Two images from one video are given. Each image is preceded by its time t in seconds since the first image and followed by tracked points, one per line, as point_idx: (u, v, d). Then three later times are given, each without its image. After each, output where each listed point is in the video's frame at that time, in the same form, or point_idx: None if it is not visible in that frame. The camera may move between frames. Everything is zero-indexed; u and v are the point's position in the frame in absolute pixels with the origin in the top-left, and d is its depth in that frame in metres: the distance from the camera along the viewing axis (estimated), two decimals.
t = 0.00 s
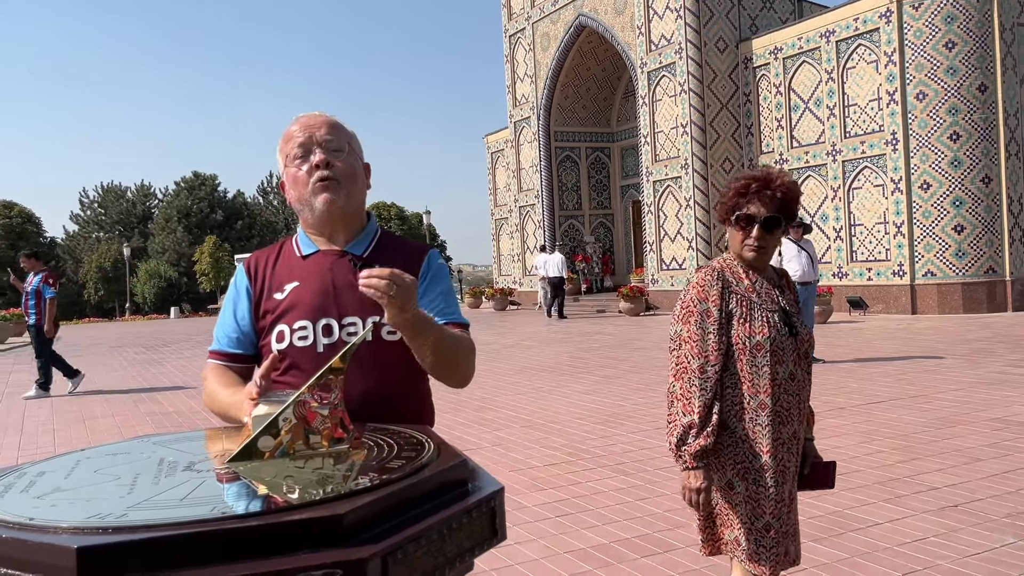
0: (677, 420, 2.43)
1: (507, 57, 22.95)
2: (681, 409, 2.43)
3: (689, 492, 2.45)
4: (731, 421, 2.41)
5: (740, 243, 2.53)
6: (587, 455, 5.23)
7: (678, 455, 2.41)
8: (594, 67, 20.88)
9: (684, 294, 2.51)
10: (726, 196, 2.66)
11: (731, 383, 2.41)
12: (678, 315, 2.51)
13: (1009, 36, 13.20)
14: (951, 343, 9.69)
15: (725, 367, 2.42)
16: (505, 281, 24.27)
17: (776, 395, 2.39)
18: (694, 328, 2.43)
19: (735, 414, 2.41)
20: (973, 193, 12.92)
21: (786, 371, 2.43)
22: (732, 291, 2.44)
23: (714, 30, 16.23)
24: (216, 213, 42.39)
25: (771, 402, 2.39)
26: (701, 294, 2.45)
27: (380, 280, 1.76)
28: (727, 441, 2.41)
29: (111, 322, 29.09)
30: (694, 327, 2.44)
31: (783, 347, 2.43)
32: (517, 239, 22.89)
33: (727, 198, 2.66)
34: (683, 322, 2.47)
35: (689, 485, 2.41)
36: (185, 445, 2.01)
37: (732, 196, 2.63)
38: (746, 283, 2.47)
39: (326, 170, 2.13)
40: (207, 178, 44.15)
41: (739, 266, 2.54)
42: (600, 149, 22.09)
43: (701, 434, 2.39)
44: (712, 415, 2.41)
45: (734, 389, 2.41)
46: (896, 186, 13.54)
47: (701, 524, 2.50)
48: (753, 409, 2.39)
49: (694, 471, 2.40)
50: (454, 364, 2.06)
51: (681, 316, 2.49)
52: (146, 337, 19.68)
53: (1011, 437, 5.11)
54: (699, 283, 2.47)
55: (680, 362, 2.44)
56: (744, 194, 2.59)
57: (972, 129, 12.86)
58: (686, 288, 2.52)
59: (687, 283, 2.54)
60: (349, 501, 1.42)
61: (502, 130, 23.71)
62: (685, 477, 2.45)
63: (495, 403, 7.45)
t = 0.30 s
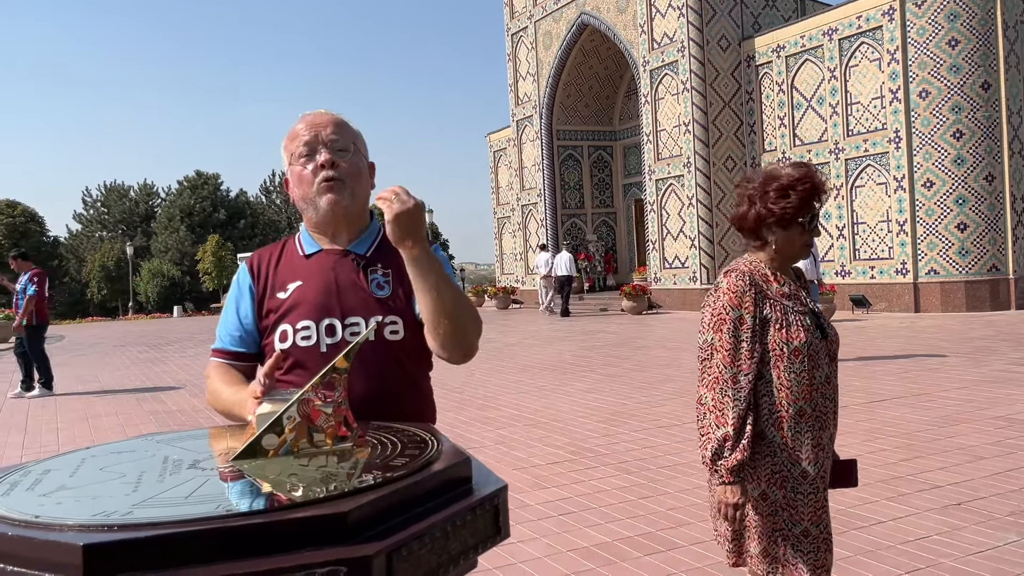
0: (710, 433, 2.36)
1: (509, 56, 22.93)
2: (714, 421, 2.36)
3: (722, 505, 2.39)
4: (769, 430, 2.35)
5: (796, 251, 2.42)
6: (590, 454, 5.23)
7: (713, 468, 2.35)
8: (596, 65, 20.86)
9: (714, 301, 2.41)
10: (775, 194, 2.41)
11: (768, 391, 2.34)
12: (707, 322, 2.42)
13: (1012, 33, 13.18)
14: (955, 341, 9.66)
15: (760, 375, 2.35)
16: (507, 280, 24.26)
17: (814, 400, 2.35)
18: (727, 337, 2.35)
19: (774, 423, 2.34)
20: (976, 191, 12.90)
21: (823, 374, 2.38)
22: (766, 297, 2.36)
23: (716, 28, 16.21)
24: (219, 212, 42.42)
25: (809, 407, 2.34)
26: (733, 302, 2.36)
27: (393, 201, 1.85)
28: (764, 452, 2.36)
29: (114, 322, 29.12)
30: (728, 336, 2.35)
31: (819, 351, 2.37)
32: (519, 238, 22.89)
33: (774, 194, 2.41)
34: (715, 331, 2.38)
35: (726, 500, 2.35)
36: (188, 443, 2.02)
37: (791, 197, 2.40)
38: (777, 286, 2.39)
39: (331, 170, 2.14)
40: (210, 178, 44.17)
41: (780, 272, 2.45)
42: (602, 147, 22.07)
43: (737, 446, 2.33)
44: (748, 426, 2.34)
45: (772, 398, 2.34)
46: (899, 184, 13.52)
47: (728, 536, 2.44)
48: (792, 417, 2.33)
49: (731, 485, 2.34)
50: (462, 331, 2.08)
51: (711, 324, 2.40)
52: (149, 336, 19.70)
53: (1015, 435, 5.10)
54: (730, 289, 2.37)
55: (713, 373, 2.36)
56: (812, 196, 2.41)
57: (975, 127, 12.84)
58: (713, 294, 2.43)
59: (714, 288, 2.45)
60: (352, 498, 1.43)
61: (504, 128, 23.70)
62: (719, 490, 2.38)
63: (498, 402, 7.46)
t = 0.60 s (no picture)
0: (791, 450, 2.21)
1: (510, 54, 22.92)
2: (792, 436, 2.21)
3: (803, 527, 2.22)
4: (842, 438, 2.25)
5: (839, 245, 2.38)
6: (592, 453, 5.24)
7: (800, 487, 2.19)
8: (598, 64, 20.85)
9: (774, 310, 2.27)
10: (825, 187, 2.32)
11: (838, 397, 2.25)
12: (768, 333, 2.27)
13: (1014, 31, 13.14)
14: (957, 340, 9.65)
15: (827, 382, 2.26)
16: (509, 278, 24.27)
17: (873, 400, 2.31)
18: (798, 345, 2.22)
19: (848, 429, 2.25)
20: (977, 189, 12.90)
21: (876, 374, 2.35)
22: (824, 301, 2.27)
23: (718, 26, 16.20)
24: (221, 211, 42.45)
25: (872, 409, 2.30)
26: (799, 309, 2.23)
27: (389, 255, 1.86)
28: (840, 462, 2.24)
29: (116, 321, 29.19)
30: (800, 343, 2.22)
31: (871, 351, 2.34)
32: (521, 236, 22.90)
33: (823, 189, 2.32)
34: (782, 341, 2.24)
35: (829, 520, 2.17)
36: (189, 442, 2.02)
37: (842, 191, 2.32)
38: (826, 289, 2.31)
39: (330, 170, 2.14)
40: (212, 176, 44.16)
41: (820, 268, 2.38)
42: (603, 146, 22.06)
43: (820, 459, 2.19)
44: (823, 437, 2.23)
45: (842, 404, 2.26)
46: (901, 182, 13.49)
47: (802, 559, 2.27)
48: (855, 421, 2.26)
49: (822, 503, 2.18)
50: (468, 354, 2.08)
51: (775, 333, 2.25)
52: (151, 335, 19.72)
53: (1017, 433, 5.10)
54: (792, 295, 2.24)
55: (787, 385, 2.22)
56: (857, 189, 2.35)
57: (977, 125, 12.83)
58: (769, 303, 2.28)
59: (764, 296, 2.30)
60: (355, 497, 1.43)
61: (506, 127, 23.69)
62: (807, 512, 2.21)
63: (500, 400, 7.46)
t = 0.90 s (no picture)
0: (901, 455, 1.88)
1: (510, 53, 22.89)
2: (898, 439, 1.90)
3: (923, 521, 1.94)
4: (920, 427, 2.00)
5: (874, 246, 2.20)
6: (592, 451, 5.24)
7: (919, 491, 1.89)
8: (598, 62, 20.84)
9: (839, 308, 1.98)
10: (874, 184, 2.12)
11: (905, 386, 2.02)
12: (841, 334, 1.97)
13: (1014, 29, 13.13)
14: (958, 338, 9.64)
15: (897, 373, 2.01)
16: (509, 277, 24.28)
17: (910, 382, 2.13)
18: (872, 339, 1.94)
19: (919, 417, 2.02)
20: (978, 188, 12.89)
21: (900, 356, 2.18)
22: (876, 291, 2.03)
23: (718, 25, 16.20)
24: (221, 211, 42.47)
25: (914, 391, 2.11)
26: (868, 307, 1.96)
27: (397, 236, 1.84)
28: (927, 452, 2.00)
29: (117, 320, 29.23)
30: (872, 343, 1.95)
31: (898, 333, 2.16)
32: (521, 235, 22.90)
33: (872, 184, 2.12)
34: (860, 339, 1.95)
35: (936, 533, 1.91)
36: (191, 441, 2.02)
37: (888, 187, 2.13)
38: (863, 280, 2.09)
39: (331, 170, 2.14)
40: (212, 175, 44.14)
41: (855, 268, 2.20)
42: (603, 145, 22.06)
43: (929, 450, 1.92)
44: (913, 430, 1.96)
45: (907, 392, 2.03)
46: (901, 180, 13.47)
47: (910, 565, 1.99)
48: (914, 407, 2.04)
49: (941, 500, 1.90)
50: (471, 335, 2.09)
51: (849, 332, 1.96)
52: (151, 334, 19.73)
53: (1018, 432, 5.09)
54: (857, 292, 1.96)
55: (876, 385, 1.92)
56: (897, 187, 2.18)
57: (977, 123, 12.84)
58: (831, 303, 1.99)
59: (821, 294, 2.02)
60: (355, 495, 1.43)
61: (506, 126, 23.68)
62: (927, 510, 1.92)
63: (500, 399, 7.45)
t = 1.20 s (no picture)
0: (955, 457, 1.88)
1: (510, 52, 22.89)
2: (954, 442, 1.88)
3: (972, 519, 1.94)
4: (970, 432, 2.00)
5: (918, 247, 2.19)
6: (592, 450, 5.23)
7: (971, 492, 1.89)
8: (598, 61, 20.83)
9: (898, 307, 1.98)
10: (917, 186, 2.11)
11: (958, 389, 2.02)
12: (901, 334, 1.96)
13: (1014, 27, 13.08)
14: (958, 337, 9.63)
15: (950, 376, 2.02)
16: (509, 276, 24.28)
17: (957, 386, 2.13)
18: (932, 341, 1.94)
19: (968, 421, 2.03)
20: (979, 186, 12.88)
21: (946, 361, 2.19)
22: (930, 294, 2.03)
23: (718, 24, 16.20)
24: (221, 210, 42.48)
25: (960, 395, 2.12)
26: (924, 307, 1.97)
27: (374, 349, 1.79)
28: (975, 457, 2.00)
29: (117, 319, 29.29)
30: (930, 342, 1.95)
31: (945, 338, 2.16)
32: (522, 234, 22.90)
33: (916, 186, 2.11)
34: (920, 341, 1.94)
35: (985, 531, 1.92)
36: (189, 440, 2.02)
37: (931, 188, 2.13)
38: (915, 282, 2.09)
39: (330, 179, 2.14)
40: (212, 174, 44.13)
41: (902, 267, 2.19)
42: (603, 144, 22.05)
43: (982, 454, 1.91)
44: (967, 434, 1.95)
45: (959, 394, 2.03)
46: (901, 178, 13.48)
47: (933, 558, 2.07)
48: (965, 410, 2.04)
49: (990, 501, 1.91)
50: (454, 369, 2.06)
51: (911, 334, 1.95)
52: (151, 334, 19.72)
53: (1019, 431, 5.08)
54: (913, 293, 1.98)
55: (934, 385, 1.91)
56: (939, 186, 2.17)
57: (977, 122, 12.81)
58: (891, 303, 1.99)
59: (876, 294, 2.02)
60: (354, 494, 1.43)
61: (505, 125, 23.69)
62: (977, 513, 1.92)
63: (500, 398, 7.45)
